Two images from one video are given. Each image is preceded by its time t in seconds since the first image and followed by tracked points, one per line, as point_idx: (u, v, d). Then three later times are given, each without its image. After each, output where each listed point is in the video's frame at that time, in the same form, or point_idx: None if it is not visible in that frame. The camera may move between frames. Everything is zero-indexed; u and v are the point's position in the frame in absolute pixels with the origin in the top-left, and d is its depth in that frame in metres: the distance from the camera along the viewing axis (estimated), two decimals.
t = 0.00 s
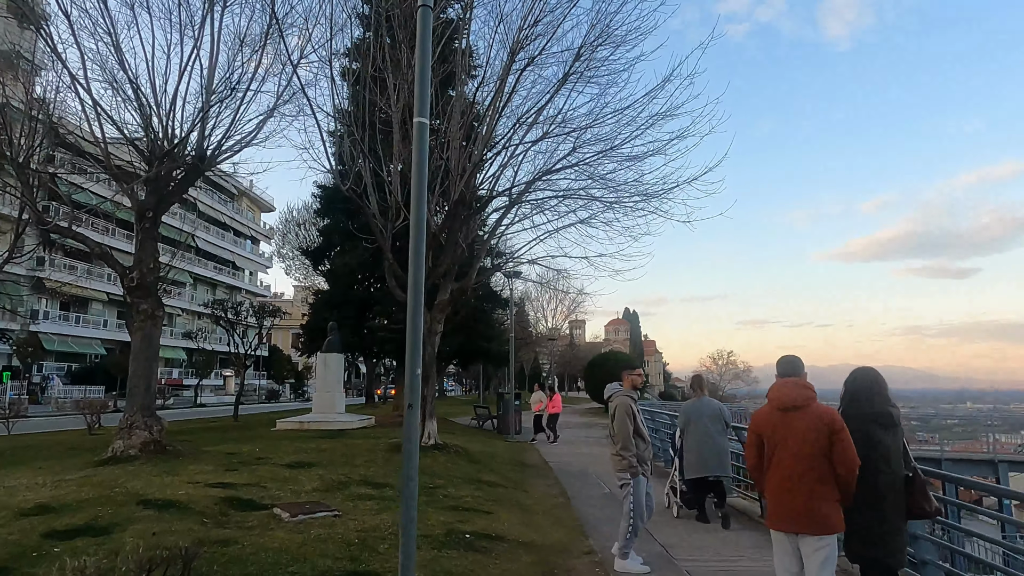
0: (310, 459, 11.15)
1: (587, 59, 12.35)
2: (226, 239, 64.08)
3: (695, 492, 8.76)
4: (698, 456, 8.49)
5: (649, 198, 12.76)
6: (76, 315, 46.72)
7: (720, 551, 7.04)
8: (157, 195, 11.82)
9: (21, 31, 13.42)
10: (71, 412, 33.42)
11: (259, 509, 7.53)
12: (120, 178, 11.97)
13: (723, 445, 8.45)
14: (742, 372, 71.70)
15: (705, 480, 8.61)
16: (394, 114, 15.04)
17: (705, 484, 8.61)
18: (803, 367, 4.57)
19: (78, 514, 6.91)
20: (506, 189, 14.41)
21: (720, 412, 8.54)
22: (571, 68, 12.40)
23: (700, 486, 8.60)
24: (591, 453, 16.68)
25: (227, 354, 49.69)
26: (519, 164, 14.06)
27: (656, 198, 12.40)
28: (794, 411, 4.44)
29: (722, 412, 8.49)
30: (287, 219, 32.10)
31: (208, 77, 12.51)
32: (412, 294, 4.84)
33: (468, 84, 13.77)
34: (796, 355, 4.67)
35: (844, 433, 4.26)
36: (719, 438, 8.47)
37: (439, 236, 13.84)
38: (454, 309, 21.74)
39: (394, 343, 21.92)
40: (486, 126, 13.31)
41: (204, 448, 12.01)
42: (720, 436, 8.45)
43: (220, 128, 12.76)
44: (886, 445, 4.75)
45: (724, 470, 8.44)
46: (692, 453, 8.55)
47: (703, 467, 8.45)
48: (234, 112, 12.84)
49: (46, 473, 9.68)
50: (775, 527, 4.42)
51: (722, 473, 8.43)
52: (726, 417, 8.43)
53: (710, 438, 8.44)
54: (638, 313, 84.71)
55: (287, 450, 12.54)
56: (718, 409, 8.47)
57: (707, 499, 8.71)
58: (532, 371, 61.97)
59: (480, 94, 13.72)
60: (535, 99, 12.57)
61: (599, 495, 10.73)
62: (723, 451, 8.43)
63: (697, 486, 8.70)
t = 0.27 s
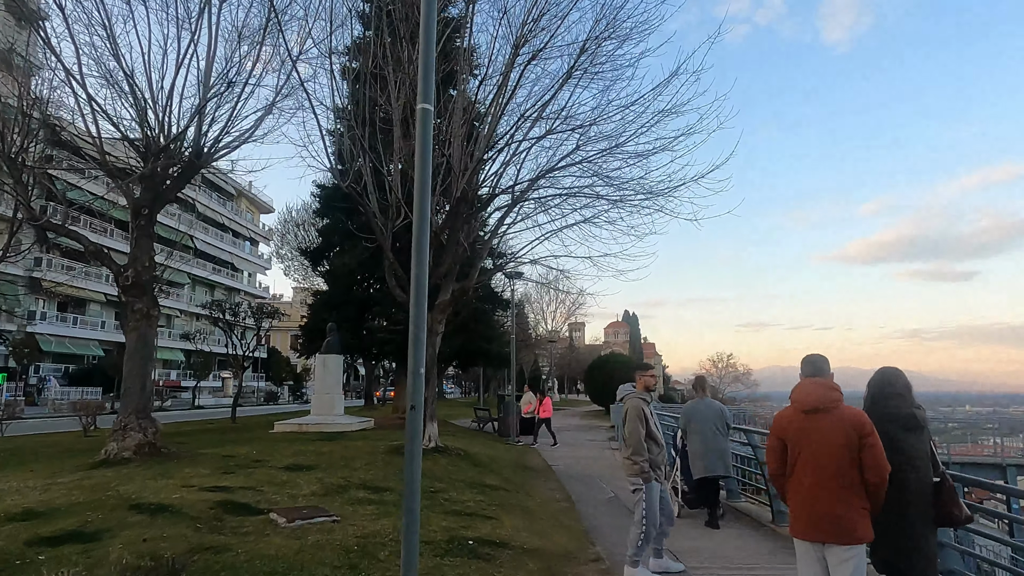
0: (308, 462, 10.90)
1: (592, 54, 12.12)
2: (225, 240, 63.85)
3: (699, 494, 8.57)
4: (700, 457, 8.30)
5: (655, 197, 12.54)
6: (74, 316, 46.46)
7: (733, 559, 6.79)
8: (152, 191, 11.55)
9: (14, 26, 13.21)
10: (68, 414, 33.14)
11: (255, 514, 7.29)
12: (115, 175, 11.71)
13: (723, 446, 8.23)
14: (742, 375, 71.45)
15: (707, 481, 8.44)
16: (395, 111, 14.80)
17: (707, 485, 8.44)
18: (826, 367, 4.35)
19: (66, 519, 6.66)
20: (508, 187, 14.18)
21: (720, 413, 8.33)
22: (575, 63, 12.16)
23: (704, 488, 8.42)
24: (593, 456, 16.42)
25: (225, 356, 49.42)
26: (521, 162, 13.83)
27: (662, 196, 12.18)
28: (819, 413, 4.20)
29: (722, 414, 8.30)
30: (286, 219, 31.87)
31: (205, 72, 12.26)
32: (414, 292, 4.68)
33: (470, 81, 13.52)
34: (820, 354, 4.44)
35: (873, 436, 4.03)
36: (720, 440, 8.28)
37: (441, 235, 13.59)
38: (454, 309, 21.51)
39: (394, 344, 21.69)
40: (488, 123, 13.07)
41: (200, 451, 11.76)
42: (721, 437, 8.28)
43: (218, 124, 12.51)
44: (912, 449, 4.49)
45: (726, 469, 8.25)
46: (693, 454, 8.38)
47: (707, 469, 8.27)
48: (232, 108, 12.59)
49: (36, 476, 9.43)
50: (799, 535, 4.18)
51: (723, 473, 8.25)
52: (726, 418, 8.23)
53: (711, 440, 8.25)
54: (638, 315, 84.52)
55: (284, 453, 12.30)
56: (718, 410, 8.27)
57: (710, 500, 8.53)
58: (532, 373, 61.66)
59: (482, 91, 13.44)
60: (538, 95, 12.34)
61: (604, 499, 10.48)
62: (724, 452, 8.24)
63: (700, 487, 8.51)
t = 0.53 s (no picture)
0: (306, 465, 10.63)
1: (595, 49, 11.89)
2: (226, 243, 63.87)
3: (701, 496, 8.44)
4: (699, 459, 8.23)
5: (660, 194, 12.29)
6: (73, 318, 46.19)
7: (745, 568, 6.54)
8: (147, 189, 11.28)
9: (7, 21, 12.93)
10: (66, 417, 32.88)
11: (249, 519, 7.02)
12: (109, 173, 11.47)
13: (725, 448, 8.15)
14: (743, 378, 71.25)
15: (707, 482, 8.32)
16: (395, 110, 14.55)
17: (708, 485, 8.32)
18: (853, 365, 4.10)
19: (52, 526, 6.38)
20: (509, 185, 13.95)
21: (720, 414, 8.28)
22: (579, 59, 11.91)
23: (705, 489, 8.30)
24: (597, 459, 16.14)
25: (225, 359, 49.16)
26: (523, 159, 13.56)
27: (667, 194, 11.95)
28: (847, 413, 3.94)
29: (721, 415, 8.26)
30: (286, 221, 31.63)
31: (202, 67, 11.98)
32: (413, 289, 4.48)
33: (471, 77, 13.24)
34: (844, 351, 4.18)
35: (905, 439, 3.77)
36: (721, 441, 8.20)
37: (441, 234, 13.33)
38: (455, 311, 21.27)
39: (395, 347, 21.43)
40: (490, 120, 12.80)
41: (196, 454, 11.50)
42: (721, 438, 8.21)
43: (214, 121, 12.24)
44: (939, 452, 4.23)
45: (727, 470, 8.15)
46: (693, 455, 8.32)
47: (709, 470, 8.14)
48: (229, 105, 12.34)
49: (24, 481, 9.14)
50: (824, 544, 3.93)
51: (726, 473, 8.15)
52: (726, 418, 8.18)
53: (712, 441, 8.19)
54: (638, 318, 84.39)
55: (282, 456, 12.02)
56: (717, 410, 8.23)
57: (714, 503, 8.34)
58: (533, 376, 61.31)
59: (483, 85, 13.13)
60: (541, 92, 12.08)
61: (610, 504, 10.21)
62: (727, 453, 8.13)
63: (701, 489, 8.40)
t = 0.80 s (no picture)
0: (297, 476, 10.30)
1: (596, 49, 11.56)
2: (223, 248, 63.50)
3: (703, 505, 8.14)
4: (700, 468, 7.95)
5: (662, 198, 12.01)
6: (66, 324, 45.74)
7: None
8: (135, 190, 10.99)
9: None
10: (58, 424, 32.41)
11: (235, 534, 6.70)
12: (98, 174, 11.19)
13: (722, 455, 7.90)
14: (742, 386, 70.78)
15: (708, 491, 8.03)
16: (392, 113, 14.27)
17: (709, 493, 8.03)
18: (875, 374, 3.82)
19: (26, 541, 6.07)
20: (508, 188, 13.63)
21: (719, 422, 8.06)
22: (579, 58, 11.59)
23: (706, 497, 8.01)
24: (596, 469, 15.81)
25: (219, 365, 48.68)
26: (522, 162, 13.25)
27: (669, 197, 11.63)
28: (869, 427, 3.66)
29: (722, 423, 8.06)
30: (282, 225, 31.34)
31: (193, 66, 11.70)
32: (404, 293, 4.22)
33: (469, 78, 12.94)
34: (866, 359, 3.89)
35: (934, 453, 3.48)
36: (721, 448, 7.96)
37: (438, 238, 13.03)
38: (452, 316, 20.98)
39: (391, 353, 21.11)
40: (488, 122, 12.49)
41: (184, 463, 11.17)
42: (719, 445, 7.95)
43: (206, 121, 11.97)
44: (965, 467, 3.88)
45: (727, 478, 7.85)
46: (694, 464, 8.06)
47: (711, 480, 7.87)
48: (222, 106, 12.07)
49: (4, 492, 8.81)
50: (847, 566, 3.64)
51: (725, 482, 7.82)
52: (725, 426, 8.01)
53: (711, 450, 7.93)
54: (636, 325, 83.98)
55: (273, 466, 11.69)
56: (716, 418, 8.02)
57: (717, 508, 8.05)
58: (530, 383, 60.90)
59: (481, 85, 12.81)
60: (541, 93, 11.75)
61: (611, 516, 9.89)
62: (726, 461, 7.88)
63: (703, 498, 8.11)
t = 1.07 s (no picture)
0: (288, 481, 9.98)
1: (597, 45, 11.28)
2: (220, 251, 63.23)
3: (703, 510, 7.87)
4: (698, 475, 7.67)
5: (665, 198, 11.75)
6: (61, 326, 45.36)
7: None
8: (124, 186, 10.70)
9: None
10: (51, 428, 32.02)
11: (219, 543, 6.39)
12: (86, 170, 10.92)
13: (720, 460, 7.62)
14: (740, 391, 70.56)
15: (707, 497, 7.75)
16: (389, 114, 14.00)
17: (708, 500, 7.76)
18: (900, 374, 3.55)
19: None
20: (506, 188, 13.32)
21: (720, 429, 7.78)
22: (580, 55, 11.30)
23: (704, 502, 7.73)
24: (595, 475, 15.50)
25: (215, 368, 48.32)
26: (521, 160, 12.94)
27: (672, 197, 11.35)
28: (895, 433, 3.38)
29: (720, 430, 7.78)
30: (278, 228, 31.08)
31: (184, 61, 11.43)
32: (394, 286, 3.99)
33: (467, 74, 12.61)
34: (891, 360, 3.62)
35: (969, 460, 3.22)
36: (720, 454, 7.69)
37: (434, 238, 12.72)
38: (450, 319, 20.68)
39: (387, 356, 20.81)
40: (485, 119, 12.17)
41: (173, 468, 10.86)
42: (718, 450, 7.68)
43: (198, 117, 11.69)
44: (991, 476, 3.51)
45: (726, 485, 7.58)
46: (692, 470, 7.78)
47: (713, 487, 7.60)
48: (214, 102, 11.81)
49: None
50: None
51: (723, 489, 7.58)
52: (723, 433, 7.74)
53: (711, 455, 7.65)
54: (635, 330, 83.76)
55: (264, 471, 11.38)
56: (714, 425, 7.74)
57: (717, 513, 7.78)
58: (527, 388, 60.52)
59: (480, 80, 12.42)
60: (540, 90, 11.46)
61: (611, 523, 9.59)
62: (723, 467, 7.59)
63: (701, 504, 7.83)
